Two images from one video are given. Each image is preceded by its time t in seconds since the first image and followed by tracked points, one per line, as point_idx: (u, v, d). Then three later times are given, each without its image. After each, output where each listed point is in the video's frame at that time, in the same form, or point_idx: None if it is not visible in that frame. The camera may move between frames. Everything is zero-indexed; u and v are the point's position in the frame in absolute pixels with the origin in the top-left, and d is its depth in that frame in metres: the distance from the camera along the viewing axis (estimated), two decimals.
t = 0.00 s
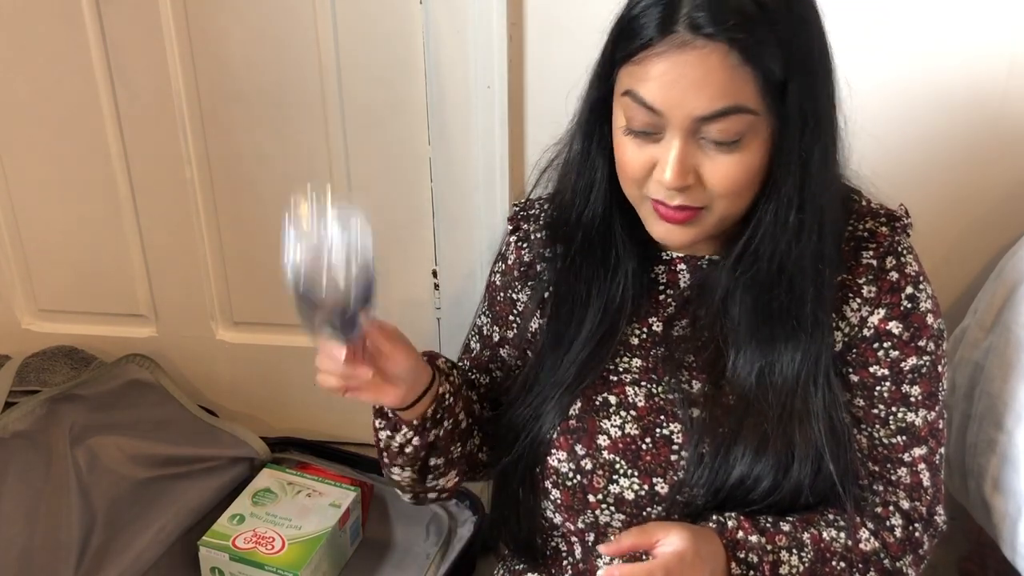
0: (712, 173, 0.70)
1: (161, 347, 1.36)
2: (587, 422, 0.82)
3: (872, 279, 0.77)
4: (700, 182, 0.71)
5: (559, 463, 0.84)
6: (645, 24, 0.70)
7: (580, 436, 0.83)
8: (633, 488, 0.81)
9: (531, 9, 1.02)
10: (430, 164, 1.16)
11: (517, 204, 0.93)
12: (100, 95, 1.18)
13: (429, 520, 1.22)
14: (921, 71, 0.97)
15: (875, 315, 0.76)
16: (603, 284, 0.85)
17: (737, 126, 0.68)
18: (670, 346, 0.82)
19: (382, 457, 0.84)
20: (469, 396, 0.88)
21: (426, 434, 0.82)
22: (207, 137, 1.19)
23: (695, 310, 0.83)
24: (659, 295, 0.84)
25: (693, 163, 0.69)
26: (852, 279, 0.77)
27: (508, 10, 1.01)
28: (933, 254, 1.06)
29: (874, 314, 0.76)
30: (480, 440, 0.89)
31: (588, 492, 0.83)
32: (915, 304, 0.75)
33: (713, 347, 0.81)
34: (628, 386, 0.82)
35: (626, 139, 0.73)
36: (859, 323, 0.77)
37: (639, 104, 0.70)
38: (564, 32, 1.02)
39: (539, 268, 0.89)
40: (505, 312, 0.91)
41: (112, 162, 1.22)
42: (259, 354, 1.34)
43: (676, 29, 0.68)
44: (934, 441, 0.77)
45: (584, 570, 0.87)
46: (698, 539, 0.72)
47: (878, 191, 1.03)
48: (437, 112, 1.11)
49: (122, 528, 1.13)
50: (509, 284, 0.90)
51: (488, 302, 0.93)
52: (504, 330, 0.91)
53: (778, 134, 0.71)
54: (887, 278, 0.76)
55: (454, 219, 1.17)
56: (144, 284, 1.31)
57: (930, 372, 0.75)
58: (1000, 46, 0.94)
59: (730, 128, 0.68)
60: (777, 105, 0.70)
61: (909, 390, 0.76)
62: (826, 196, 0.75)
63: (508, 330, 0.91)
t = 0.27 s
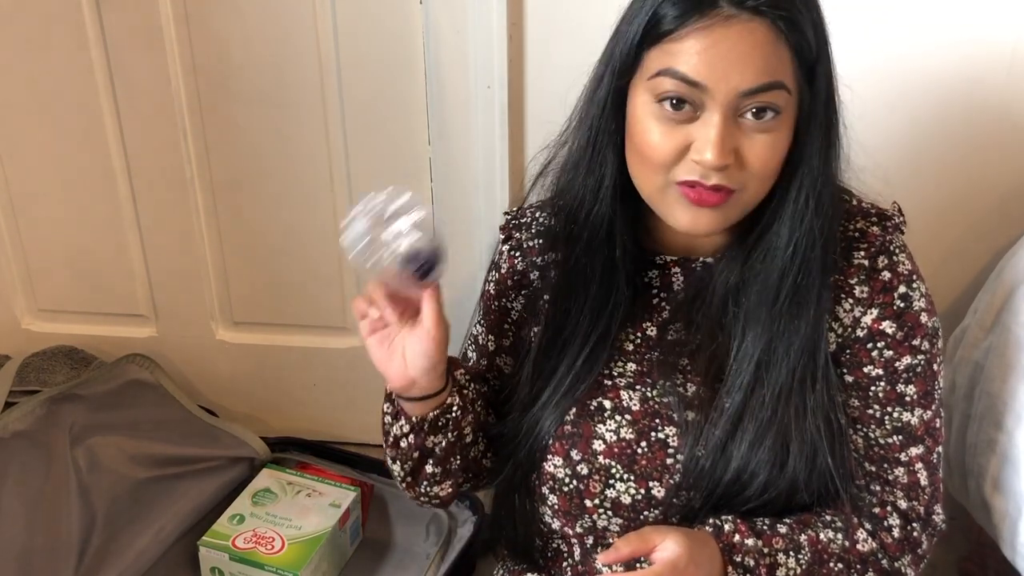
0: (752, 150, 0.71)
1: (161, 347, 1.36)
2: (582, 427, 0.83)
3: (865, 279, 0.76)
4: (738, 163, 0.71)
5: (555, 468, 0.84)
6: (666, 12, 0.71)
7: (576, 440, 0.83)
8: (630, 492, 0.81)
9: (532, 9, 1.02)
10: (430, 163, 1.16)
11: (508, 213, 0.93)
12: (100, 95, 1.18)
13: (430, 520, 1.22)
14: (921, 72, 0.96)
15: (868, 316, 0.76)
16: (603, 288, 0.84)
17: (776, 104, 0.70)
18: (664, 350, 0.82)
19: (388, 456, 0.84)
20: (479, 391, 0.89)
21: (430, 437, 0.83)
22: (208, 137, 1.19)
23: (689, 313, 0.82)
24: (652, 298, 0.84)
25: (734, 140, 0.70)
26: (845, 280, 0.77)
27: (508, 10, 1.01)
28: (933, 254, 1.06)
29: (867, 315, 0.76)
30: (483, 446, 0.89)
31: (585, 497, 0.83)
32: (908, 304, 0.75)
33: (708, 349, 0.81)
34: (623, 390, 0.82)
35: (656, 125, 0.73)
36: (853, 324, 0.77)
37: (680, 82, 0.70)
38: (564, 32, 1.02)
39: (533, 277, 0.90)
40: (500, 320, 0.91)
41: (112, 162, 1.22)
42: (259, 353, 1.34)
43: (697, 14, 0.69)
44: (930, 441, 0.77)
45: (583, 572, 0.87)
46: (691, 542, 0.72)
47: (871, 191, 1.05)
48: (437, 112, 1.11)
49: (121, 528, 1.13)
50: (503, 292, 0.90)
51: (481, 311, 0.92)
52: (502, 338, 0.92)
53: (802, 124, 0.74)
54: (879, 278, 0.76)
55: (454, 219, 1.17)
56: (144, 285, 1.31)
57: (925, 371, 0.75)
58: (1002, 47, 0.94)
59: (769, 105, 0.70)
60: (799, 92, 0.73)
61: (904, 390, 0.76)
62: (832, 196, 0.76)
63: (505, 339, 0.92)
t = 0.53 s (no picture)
0: (739, 145, 0.72)
1: (161, 347, 1.36)
2: (579, 426, 0.82)
3: (861, 279, 0.76)
4: (725, 156, 0.72)
5: (552, 468, 0.84)
6: (661, 6, 0.72)
7: (573, 439, 0.82)
8: (627, 491, 0.81)
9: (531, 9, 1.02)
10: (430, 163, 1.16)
11: (506, 212, 0.93)
12: (100, 95, 1.18)
13: (430, 520, 1.22)
14: (921, 71, 0.96)
15: (864, 315, 0.76)
16: (598, 286, 0.85)
17: (766, 99, 0.71)
18: (661, 350, 0.82)
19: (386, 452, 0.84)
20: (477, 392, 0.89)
21: (428, 436, 0.83)
22: (207, 137, 1.19)
23: (687, 312, 0.82)
24: (650, 298, 0.84)
25: (721, 133, 0.71)
26: (841, 280, 0.77)
27: (508, 10, 1.01)
28: (933, 254, 1.06)
29: (864, 314, 0.76)
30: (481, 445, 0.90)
31: (582, 496, 0.83)
32: (905, 303, 0.75)
33: (704, 348, 0.81)
34: (620, 389, 0.82)
35: (645, 114, 0.74)
36: (849, 323, 0.77)
37: (670, 74, 0.71)
38: (563, 32, 1.02)
39: (531, 276, 0.90)
40: (496, 321, 0.91)
41: (113, 162, 1.22)
42: (259, 353, 1.34)
43: (690, 5, 0.70)
44: (929, 440, 0.77)
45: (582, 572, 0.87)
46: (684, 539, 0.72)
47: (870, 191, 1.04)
48: (436, 112, 1.11)
49: (121, 528, 1.13)
50: (501, 291, 0.90)
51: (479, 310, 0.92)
52: (499, 338, 0.91)
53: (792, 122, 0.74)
54: (875, 278, 0.76)
55: (453, 219, 1.17)
56: (145, 285, 1.32)
57: (922, 371, 0.75)
58: (1002, 46, 0.93)
59: (759, 100, 0.71)
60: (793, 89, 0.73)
61: (901, 389, 0.76)
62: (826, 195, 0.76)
63: (502, 338, 0.91)
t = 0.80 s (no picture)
0: (734, 145, 0.71)
1: (161, 347, 1.36)
2: (578, 427, 0.83)
3: (858, 278, 0.77)
4: (721, 157, 0.72)
5: (552, 468, 0.85)
6: (660, 8, 0.72)
7: (572, 440, 0.83)
8: (625, 491, 0.82)
9: (532, 9, 1.02)
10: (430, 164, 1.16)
11: (503, 215, 0.94)
12: (100, 95, 1.18)
13: (430, 520, 1.21)
14: (919, 71, 0.96)
15: (862, 314, 0.76)
16: (595, 287, 0.85)
17: (761, 99, 0.71)
18: (660, 350, 0.82)
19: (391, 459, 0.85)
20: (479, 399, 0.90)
21: (435, 448, 0.85)
22: (207, 137, 1.19)
23: (684, 312, 0.82)
24: (648, 299, 0.84)
25: (718, 133, 0.71)
26: (839, 279, 0.77)
27: (508, 11, 1.01)
28: (932, 255, 1.06)
29: (861, 312, 0.76)
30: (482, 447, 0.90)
31: (581, 497, 0.84)
32: (902, 301, 0.75)
33: (702, 349, 0.81)
34: (619, 390, 0.82)
35: (640, 116, 0.74)
36: (847, 322, 0.77)
37: (666, 74, 0.72)
38: (563, 32, 1.03)
39: (529, 278, 0.89)
40: (495, 323, 0.91)
41: (112, 162, 1.22)
42: (259, 353, 1.34)
43: (686, 6, 0.70)
44: (927, 438, 0.77)
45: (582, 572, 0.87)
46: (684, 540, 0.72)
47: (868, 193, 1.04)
48: (436, 112, 1.11)
49: (121, 528, 1.13)
50: (500, 293, 0.90)
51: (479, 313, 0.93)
52: (498, 340, 0.91)
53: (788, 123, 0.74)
54: (872, 277, 0.76)
55: (453, 219, 1.17)
56: (144, 285, 1.31)
57: (920, 369, 0.75)
58: (1001, 46, 0.94)
59: (754, 101, 0.71)
60: (790, 92, 0.73)
61: (899, 387, 0.76)
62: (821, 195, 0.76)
63: (501, 340, 0.91)
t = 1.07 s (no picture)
0: (731, 142, 0.72)
1: (161, 347, 1.36)
2: (577, 428, 0.83)
3: (857, 278, 0.77)
4: (718, 154, 0.72)
5: (551, 470, 0.85)
6: (658, 7, 0.72)
7: (571, 441, 0.83)
8: (625, 492, 0.82)
9: (531, 9, 1.02)
10: (430, 164, 1.16)
11: (502, 215, 0.93)
12: (100, 95, 1.18)
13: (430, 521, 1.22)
14: (919, 70, 0.96)
15: (860, 315, 0.76)
16: (592, 286, 0.85)
17: (759, 96, 0.71)
18: (659, 351, 0.82)
19: (393, 462, 0.85)
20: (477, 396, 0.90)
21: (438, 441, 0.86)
22: (207, 137, 1.19)
23: (683, 313, 0.82)
24: (646, 300, 0.84)
25: (714, 131, 0.71)
26: (838, 280, 0.77)
27: (508, 10, 1.01)
28: (932, 255, 1.06)
29: (860, 313, 0.76)
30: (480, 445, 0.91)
31: (580, 498, 0.84)
32: (900, 302, 0.75)
33: (701, 350, 0.81)
34: (617, 391, 0.82)
35: (637, 114, 0.74)
36: (845, 323, 0.77)
37: (664, 71, 0.72)
38: (563, 32, 1.03)
39: (528, 279, 0.89)
40: (495, 324, 0.91)
41: (113, 163, 1.23)
42: (259, 353, 1.34)
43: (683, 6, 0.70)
44: (926, 439, 0.77)
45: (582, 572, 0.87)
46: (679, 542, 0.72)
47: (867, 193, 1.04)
48: (436, 112, 1.11)
49: (121, 528, 1.13)
50: (499, 294, 0.91)
51: (478, 313, 0.93)
52: (497, 341, 0.92)
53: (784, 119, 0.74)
54: (871, 278, 0.76)
55: (453, 219, 1.17)
56: (145, 285, 1.32)
57: (919, 369, 0.75)
58: (1001, 45, 0.93)
59: (751, 98, 0.71)
60: (787, 89, 0.73)
61: (898, 388, 0.76)
62: (817, 192, 0.76)
63: (500, 341, 0.91)
